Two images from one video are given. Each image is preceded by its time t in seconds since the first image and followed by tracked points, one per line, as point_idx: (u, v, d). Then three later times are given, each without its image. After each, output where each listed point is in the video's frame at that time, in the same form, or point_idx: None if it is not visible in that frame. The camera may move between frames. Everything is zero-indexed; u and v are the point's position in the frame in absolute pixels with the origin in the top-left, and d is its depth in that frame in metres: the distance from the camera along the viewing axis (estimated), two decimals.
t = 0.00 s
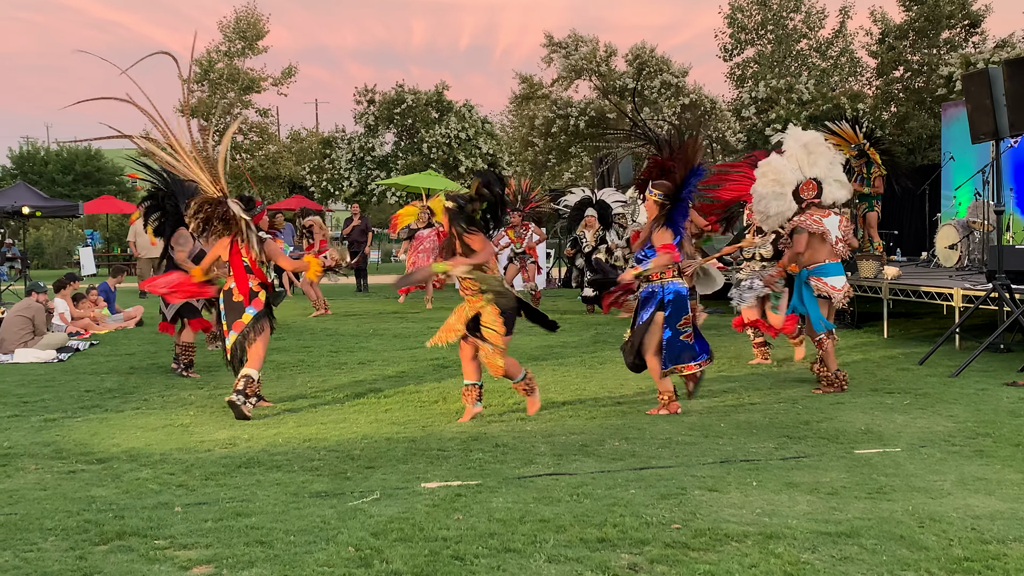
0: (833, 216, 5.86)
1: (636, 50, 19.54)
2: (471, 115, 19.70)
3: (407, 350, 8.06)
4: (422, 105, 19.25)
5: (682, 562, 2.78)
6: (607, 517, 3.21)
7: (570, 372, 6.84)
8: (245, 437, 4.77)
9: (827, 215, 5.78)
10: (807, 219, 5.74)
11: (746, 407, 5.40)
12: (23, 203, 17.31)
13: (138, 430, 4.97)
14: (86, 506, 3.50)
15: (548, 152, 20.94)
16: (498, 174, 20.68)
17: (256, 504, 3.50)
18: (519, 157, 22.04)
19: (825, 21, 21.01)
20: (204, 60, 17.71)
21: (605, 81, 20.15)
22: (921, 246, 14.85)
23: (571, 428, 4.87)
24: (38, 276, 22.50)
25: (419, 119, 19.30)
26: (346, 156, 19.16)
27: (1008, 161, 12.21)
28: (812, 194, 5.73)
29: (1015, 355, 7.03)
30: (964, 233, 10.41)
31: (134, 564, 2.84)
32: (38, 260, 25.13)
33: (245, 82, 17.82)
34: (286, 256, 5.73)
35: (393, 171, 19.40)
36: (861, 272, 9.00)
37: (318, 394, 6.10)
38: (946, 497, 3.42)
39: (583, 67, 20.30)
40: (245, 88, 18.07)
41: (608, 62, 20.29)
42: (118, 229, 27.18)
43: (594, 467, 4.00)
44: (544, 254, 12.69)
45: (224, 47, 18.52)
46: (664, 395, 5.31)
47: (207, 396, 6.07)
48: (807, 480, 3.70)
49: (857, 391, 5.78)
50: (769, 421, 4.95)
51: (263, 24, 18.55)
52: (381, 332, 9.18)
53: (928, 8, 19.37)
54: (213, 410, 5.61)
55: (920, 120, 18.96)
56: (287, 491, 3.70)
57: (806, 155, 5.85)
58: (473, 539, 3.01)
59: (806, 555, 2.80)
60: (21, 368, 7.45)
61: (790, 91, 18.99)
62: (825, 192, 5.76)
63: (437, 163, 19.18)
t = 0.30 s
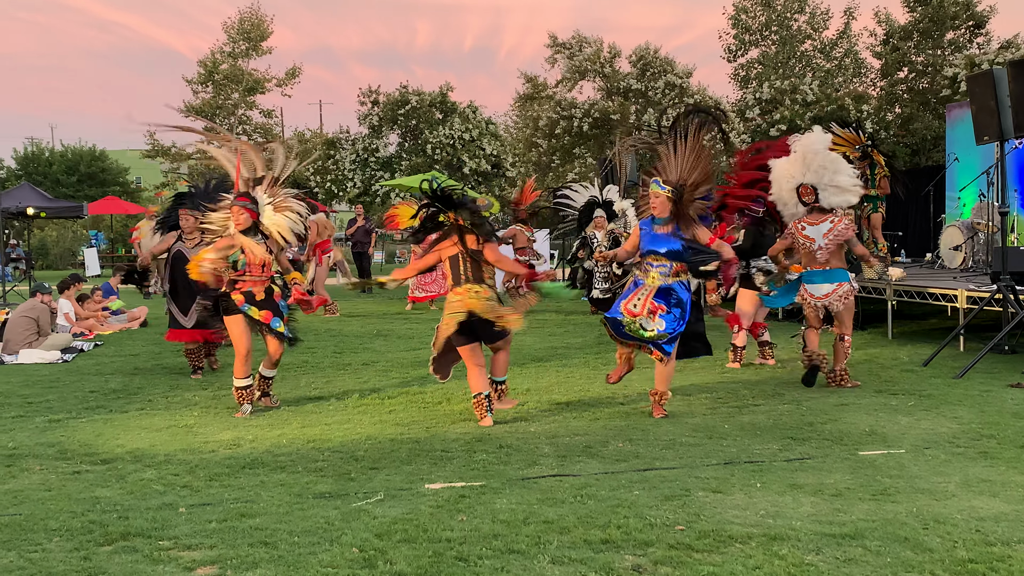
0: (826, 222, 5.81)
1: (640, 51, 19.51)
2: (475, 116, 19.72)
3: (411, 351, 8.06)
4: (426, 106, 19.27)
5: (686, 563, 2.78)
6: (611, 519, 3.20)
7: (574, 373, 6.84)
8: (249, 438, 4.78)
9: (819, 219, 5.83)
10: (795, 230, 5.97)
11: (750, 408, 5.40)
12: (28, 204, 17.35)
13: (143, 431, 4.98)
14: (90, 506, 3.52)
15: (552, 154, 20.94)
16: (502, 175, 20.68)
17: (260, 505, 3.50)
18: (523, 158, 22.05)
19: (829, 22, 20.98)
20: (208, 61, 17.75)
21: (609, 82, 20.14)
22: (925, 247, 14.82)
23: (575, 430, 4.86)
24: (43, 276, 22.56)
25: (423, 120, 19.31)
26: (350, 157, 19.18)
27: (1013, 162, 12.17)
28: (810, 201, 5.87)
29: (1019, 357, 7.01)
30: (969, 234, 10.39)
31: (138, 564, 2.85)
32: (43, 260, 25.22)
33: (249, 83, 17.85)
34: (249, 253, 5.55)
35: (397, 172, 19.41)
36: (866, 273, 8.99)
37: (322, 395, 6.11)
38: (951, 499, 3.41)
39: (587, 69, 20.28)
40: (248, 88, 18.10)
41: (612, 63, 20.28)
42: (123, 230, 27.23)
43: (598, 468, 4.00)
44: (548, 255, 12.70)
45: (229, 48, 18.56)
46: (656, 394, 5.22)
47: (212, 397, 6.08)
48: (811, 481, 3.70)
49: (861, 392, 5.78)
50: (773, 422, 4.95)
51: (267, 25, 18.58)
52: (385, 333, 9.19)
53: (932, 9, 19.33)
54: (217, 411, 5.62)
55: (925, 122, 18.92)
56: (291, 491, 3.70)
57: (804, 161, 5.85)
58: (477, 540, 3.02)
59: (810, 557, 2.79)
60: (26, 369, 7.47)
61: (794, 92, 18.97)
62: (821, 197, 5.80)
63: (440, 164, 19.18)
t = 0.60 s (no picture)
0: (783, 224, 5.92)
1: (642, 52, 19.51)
2: (478, 117, 19.74)
3: (414, 352, 8.05)
4: (429, 108, 19.29)
5: (690, 565, 2.78)
6: (615, 520, 3.21)
7: (577, 374, 6.83)
8: (253, 439, 4.78)
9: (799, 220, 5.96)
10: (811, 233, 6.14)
11: (753, 409, 5.39)
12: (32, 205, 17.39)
13: (146, 433, 4.99)
14: (94, 507, 3.52)
15: (555, 155, 20.93)
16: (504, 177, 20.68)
17: (264, 506, 3.51)
18: (526, 159, 22.06)
19: (833, 23, 20.96)
20: (212, 63, 17.79)
21: (612, 83, 20.14)
22: (929, 248, 14.80)
23: (578, 431, 4.86)
24: (47, 278, 22.62)
25: (426, 122, 19.33)
26: (354, 158, 19.20)
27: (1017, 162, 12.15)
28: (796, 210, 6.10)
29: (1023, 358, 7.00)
30: (973, 235, 10.37)
31: (142, 566, 2.86)
32: (47, 262, 25.30)
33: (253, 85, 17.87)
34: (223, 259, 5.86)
35: (400, 174, 19.42)
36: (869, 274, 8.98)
37: (326, 397, 6.11)
38: (955, 500, 3.41)
39: (590, 70, 20.27)
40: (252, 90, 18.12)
41: (615, 64, 20.28)
42: (127, 232, 27.27)
43: (601, 469, 4.00)
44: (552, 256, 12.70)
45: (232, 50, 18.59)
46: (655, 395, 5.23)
47: (215, 398, 6.08)
48: (815, 482, 3.69)
49: (865, 393, 5.77)
50: (777, 423, 4.94)
51: (271, 27, 18.62)
52: (388, 335, 9.19)
53: (935, 10, 19.32)
54: (221, 412, 5.62)
55: (929, 122, 18.90)
56: (295, 493, 3.71)
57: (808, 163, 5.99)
58: (481, 541, 3.02)
59: (814, 558, 2.79)
60: (30, 370, 7.49)
61: (798, 93, 18.94)
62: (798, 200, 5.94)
63: (443, 165, 19.19)
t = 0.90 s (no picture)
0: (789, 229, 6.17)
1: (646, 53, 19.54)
2: (481, 119, 19.76)
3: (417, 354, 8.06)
4: (432, 109, 19.31)
5: (693, 565, 2.78)
6: (618, 521, 3.21)
7: (580, 376, 6.83)
8: (256, 441, 4.79)
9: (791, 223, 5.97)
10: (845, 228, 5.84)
11: (757, 410, 5.39)
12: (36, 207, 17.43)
13: (150, 434, 5.00)
14: (98, 509, 3.53)
15: (558, 156, 20.94)
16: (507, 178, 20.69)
17: (268, 507, 3.51)
18: (529, 161, 22.08)
19: (836, 24, 20.96)
20: (216, 65, 17.82)
21: (615, 84, 20.15)
22: (933, 249, 14.78)
23: (581, 432, 4.86)
24: (51, 280, 22.64)
25: (429, 123, 19.36)
26: (357, 160, 19.22)
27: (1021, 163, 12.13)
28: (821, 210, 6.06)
29: None
30: (976, 236, 10.36)
31: (146, 567, 2.86)
32: (51, 264, 25.37)
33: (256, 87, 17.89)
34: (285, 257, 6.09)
35: (403, 175, 19.44)
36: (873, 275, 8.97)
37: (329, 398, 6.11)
38: (959, 501, 3.40)
39: (593, 71, 20.28)
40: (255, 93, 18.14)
41: (618, 66, 20.29)
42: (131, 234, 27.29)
43: (604, 470, 4.00)
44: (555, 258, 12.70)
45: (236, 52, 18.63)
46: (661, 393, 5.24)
47: (219, 400, 6.09)
48: (818, 483, 3.69)
49: (869, 394, 5.76)
50: (780, 424, 4.94)
51: (274, 29, 18.66)
52: (392, 336, 9.20)
53: (939, 11, 19.34)
54: (224, 414, 5.63)
55: (932, 123, 18.89)
56: (299, 494, 3.72)
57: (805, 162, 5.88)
58: (484, 543, 3.02)
59: (818, 559, 2.79)
60: (34, 372, 7.50)
61: (801, 94, 18.93)
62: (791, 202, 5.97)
63: (447, 167, 19.21)
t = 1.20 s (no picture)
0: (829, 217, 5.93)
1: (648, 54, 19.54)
2: (484, 120, 19.77)
3: (420, 354, 8.08)
4: (435, 111, 19.31)
5: (696, 567, 2.78)
6: (621, 522, 3.20)
7: (583, 376, 6.84)
8: (259, 442, 4.80)
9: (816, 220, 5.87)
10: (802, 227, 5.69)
11: (759, 411, 5.39)
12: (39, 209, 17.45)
13: (154, 435, 5.01)
14: (101, 510, 3.54)
15: (561, 157, 20.96)
16: (510, 179, 20.69)
17: (271, 508, 3.52)
18: (531, 162, 22.10)
19: (838, 25, 20.96)
20: (218, 67, 17.83)
21: (617, 86, 20.16)
22: (935, 250, 14.77)
23: (583, 433, 4.86)
24: (54, 281, 22.65)
25: (431, 125, 19.38)
26: (359, 161, 19.23)
27: None
28: (815, 198, 5.70)
29: None
30: (979, 237, 10.36)
31: (149, 568, 2.87)
32: (53, 265, 25.42)
33: (258, 88, 17.90)
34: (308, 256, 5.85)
35: (405, 177, 19.45)
36: (876, 276, 8.96)
37: (332, 399, 6.13)
38: (962, 502, 3.40)
39: (595, 73, 20.27)
40: (258, 94, 18.15)
41: (621, 67, 20.29)
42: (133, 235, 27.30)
43: (607, 471, 4.00)
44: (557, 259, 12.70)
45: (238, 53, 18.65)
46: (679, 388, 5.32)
47: (222, 401, 6.10)
48: (821, 484, 3.69)
49: (872, 395, 5.76)
50: (783, 425, 4.94)
51: (277, 31, 18.68)
52: (395, 337, 9.21)
53: (941, 12, 19.35)
54: (228, 415, 5.64)
55: (934, 123, 18.89)
56: (302, 495, 3.72)
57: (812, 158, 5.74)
58: (487, 544, 3.02)
59: (821, 560, 2.79)
60: (37, 373, 7.51)
61: (803, 94, 18.93)
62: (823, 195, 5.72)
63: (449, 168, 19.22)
